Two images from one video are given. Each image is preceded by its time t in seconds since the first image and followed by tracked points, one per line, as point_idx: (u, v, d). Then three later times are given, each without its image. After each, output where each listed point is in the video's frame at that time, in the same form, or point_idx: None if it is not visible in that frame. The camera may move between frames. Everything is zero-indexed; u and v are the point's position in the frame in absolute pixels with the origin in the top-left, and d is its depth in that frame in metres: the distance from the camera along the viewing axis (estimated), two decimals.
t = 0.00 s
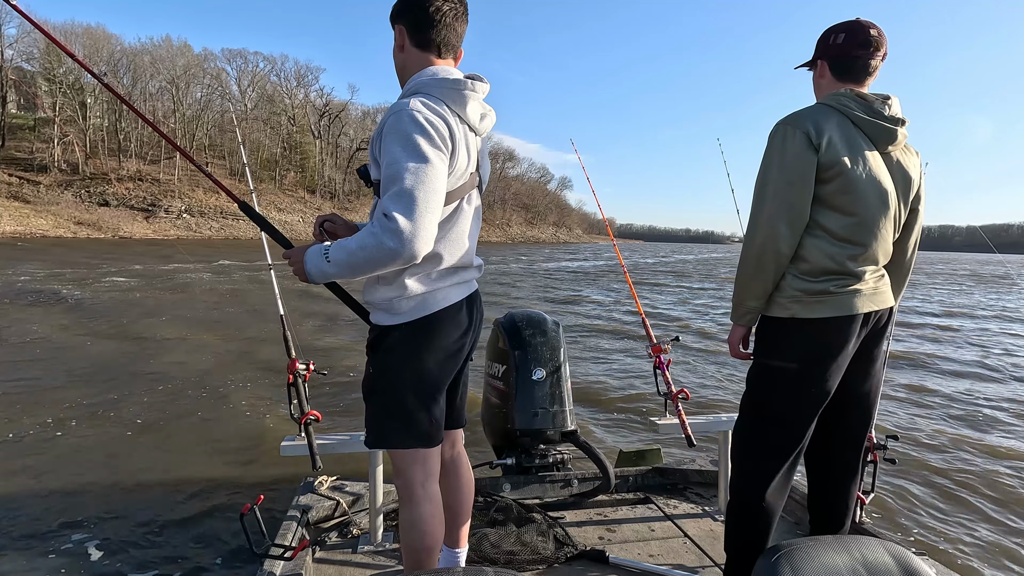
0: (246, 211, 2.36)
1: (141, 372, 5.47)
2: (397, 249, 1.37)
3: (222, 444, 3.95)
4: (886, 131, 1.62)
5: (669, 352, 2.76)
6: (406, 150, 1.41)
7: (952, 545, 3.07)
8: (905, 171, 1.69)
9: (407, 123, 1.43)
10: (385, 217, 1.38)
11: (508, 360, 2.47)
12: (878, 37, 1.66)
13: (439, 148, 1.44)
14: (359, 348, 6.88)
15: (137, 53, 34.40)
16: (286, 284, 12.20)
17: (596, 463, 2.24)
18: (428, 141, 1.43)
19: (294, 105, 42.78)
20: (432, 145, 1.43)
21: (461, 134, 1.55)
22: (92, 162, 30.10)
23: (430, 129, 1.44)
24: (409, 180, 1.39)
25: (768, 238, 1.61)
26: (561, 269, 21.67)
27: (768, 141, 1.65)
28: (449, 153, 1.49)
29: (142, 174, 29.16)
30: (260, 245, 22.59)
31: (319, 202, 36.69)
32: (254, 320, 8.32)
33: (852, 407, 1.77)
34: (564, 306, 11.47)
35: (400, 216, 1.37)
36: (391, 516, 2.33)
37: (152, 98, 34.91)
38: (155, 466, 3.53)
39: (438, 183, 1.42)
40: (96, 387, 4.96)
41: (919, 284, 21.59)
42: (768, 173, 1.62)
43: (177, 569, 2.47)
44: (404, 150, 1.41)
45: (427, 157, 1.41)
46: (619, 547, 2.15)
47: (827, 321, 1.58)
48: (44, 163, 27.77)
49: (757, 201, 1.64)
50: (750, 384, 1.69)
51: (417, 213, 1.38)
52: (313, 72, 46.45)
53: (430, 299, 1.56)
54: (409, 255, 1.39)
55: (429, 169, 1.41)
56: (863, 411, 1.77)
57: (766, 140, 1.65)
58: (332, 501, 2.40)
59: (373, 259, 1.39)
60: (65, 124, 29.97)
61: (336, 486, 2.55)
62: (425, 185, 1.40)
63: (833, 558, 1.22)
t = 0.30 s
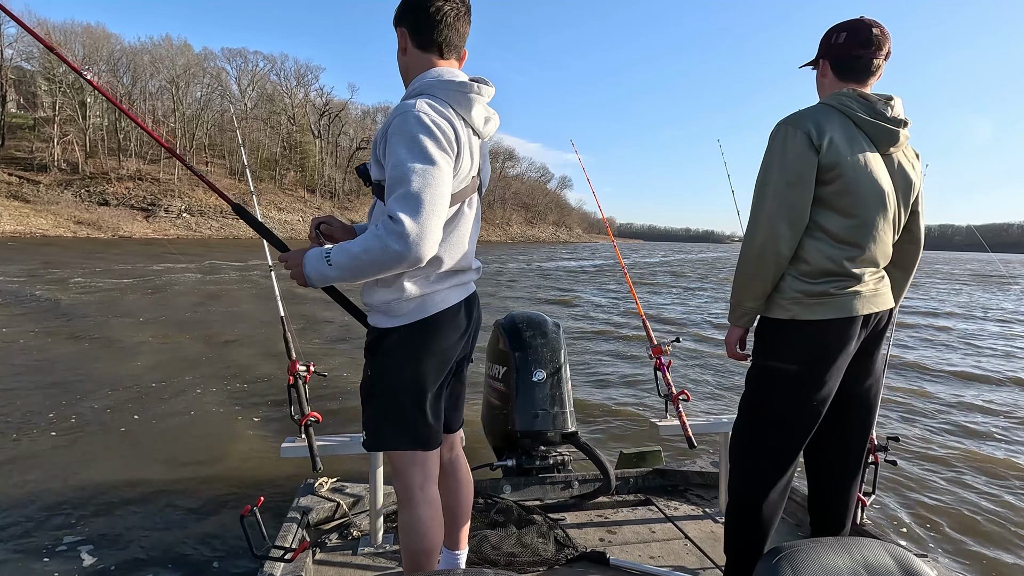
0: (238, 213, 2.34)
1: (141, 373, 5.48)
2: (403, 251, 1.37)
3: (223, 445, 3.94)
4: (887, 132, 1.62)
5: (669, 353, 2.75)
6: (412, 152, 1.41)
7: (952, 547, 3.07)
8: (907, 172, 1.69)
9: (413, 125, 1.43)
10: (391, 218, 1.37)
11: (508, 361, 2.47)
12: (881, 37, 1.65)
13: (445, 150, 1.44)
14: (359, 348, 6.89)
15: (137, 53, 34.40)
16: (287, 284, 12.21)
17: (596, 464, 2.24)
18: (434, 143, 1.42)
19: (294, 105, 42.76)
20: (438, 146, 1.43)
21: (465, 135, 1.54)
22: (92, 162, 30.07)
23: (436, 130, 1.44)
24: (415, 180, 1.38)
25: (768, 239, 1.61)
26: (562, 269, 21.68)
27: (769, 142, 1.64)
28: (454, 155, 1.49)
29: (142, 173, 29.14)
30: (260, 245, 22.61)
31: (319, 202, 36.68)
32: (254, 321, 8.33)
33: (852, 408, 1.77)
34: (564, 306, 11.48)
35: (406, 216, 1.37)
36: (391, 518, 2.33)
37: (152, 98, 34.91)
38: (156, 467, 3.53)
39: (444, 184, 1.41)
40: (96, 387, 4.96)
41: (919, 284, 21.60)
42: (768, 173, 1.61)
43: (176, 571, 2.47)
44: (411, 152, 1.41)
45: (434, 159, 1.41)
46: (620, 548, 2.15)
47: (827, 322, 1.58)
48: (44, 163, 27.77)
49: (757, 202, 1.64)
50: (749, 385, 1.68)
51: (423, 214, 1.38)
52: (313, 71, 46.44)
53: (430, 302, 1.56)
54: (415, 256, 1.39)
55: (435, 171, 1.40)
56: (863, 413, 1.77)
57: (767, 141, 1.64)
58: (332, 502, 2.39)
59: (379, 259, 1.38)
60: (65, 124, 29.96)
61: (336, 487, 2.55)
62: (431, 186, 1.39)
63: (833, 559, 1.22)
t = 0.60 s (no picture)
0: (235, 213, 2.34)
1: (141, 372, 5.48)
2: (412, 251, 1.38)
3: (222, 445, 3.95)
4: (886, 133, 1.62)
5: (668, 353, 2.76)
6: (418, 151, 1.41)
7: (951, 547, 3.08)
8: (905, 173, 1.69)
9: (420, 123, 1.43)
10: (400, 217, 1.37)
11: (508, 360, 2.47)
12: (881, 37, 1.66)
13: (452, 150, 1.44)
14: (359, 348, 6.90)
15: (138, 53, 34.41)
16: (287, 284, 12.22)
17: (595, 464, 2.24)
18: (440, 142, 1.43)
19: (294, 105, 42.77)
20: (445, 145, 1.43)
21: (468, 135, 1.55)
22: (91, 161, 30.06)
23: (443, 129, 1.44)
24: (424, 179, 1.39)
25: (767, 240, 1.61)
26: (562, 269, 21.69)
27: (767, 143, 1.64)
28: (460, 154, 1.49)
29: (142, 173, 29.15)
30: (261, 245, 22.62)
31: (319, 202, 36.69)
32: (254, 320, 8.34)
33: (850, 408, 1.77)
34: (564, 305, 11.50)
35: (414, 216, 1.37)
36: (391, 517, 2.33)
37: (152, 98, 34.94)
38: (155, 466, 3.54)
39: (451, 183, 1.42)
40: (97, 386, 4.97)
41: (919, 284, 21.58)
42: (766, 175, 1.61)
43: (177, 571, 2.47)
44: (417, 151, 1.41)
45: (440, 158, 1.41)
46: (619, 548, 2.15)
47: (824, 324, 1.58)
48: (44, 163, 27.78)
49: (755, 203, 1.64)
50: (747, 385, 1.69)
51: (432, 214, 1.39)
52: (313, 71, 46.43)
53: (432, 301, 1.57)
54: (423, 254, 1.39)
55: (442, 170, 1.41)
56: (862, 413, 1.77)
57: (765, 142, 1.64)
58: (332, 501, 2.40)
59: (388, 259, 1.39)
60: (65, 124, 29.97)
61: (336, 486, 2.55)
62: (439, 184, 1.40)
63: (831, 559, 1.22)
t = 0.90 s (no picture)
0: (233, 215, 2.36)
1: (142, 373, 5.49)
2: (424, 249, 1.38)
3: (222, 445, 3.95)
4: (886, 132, 1.62)
5: (669, 352, 2.75)
6: (428, 150, 1.40)
7: (951, 545, 3.08)
8: (906, 171, 1.69)
9: (429, 121, 1.43)
10: (412, 214, 1.38)
11: (509, 360, 2.47)
12: (883, 36, 1.66)
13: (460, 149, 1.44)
14: (359, 348, 6.91)
15: (138, 53, 34.46)
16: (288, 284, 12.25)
17: (596, 463, 2.24)
18: (449, 139, 1.43)
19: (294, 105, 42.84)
20: (454, 142, 1.43)
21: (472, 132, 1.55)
22: (91, 162, 30.08)
23: (452, 127, 1.44)
24: (435, 176, 1.39)
25: (766, 239, 1.61)
26: (562, 269, 21.71)
27: (767, 143, 1.64)
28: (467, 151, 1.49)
29: (142, 173, 29.17)
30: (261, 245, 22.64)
31: (319, 202, 36.70)
32: (255, 321, 8.35)
33: (850, 407, 1.77)
34: (564, 305, 11.51)
35: (426, 213, 1.37)
36: (391, 516, 2.33)
37: (152, 99, 35.01)
38: (156, 466, 3.55)
39: (460, 180, 1.43)
40: (98, 387, 4.98)
41: (919, 284, 21.58)
42: (766, 175, 1.62)
43: (177, 571, 2.47)
44: (426, 150, 1.41)
45: (450, 158, 1.41)
46: (619, 547, 2.15)
47: (824, 322, 1.58)
48: (44, 163, 27.81)
49: (755, 202, 1.64)
50: (747, 384, 1.69)
51: (443, 210, 1.39)
52: (312, 72, 46.45)
53: (437, 299, 1.57)
54: (434, 250, 1.39)
55: (450, 168, 1.41)
56: (862, 412, 1.77)
57: (765, 141, 1.64)
58: (332, 500, 2.40)
59: (401, 257, 1.39)
60: (66, 125, 30.00)
61: (336, 485, 2.55)
62: (449, 182, 1.40)
63: (832, 558, 1.22)
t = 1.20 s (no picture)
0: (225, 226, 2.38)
1: (142, 373, 5.50)
2: (383, 253, 1.38)
3: (222, 445, 3.95)
4: (887, 130, 1.62)
5: (668, 352, 2.75)
6: (400, 152, 1.40)
7: (951, 544, 3.08)
8: (906, 170, 1.69)
9: (407, 125, 1.42)
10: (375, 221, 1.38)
11: (509, 359, 2.47)
12: (884, 36, 1.66)
13: (436, 151, 1.43)
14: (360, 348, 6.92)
15: (139, 54, 34.51)
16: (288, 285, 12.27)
17: (596, 463, 2.24)
18: (426, 146, 1.41)
19: (294, 106, 42.89)
20: (429, 150, 1.42)
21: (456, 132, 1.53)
22: (92, 162, 30.12)
23: (430, 134, 1.43)
24: (403, 184, 1.39)
25: (766, 237, 1.61)
26: (562, 269, 21.74)
27: (767, 141, 1.64)
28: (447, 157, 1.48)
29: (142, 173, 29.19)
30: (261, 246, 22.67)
31: (319, 202, 36.73)
32: (255, 321, 8.36)
33: (850, 406, 1.77)
34: (565, 305, 11.51)
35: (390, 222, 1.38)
36: (391, 515, 2.33)
37: (153, 99, 35.07)
38: (156, 466, 3.55)
39: (432, 188, 1.42)
40: (98, 387, 4.99)
41: (919, 284, 21.60)
42: (767, 172, 1.61)
43: (177, 570, 2.47)
44: (399, 152, 1.40)
45: (421, 161, 1.40)
46: (619, 546, 2.15)
47: (823, 320, 1.58)
48: (45, 163, 27.85)
49: (755, 200, 1.64)
50: (746, 383, 1.69)
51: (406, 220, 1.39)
52: (313, 72, 46.51)
53: (442, 299, 1.57)
54: (396, 259, 1.40)
55: (421, 171, 1.40)
56: (862, 411, 1.77)
57: (766, 140, 1.64)
58: (332, 500, 2.39)
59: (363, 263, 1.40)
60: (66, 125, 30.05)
61: (336, 485, 2.55)
62: (418, 190, 1.39)
63: (832, 557, 1.22)
